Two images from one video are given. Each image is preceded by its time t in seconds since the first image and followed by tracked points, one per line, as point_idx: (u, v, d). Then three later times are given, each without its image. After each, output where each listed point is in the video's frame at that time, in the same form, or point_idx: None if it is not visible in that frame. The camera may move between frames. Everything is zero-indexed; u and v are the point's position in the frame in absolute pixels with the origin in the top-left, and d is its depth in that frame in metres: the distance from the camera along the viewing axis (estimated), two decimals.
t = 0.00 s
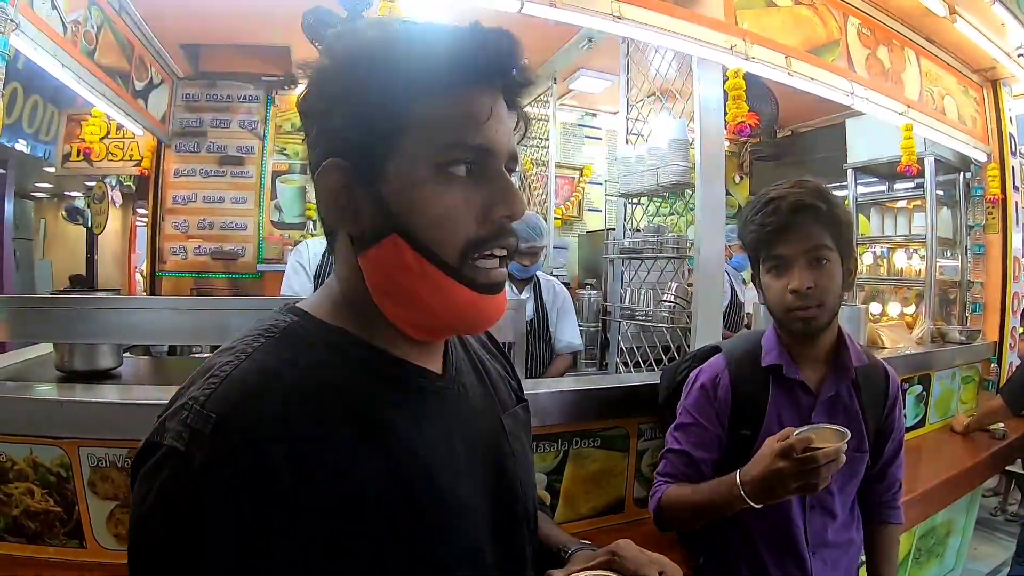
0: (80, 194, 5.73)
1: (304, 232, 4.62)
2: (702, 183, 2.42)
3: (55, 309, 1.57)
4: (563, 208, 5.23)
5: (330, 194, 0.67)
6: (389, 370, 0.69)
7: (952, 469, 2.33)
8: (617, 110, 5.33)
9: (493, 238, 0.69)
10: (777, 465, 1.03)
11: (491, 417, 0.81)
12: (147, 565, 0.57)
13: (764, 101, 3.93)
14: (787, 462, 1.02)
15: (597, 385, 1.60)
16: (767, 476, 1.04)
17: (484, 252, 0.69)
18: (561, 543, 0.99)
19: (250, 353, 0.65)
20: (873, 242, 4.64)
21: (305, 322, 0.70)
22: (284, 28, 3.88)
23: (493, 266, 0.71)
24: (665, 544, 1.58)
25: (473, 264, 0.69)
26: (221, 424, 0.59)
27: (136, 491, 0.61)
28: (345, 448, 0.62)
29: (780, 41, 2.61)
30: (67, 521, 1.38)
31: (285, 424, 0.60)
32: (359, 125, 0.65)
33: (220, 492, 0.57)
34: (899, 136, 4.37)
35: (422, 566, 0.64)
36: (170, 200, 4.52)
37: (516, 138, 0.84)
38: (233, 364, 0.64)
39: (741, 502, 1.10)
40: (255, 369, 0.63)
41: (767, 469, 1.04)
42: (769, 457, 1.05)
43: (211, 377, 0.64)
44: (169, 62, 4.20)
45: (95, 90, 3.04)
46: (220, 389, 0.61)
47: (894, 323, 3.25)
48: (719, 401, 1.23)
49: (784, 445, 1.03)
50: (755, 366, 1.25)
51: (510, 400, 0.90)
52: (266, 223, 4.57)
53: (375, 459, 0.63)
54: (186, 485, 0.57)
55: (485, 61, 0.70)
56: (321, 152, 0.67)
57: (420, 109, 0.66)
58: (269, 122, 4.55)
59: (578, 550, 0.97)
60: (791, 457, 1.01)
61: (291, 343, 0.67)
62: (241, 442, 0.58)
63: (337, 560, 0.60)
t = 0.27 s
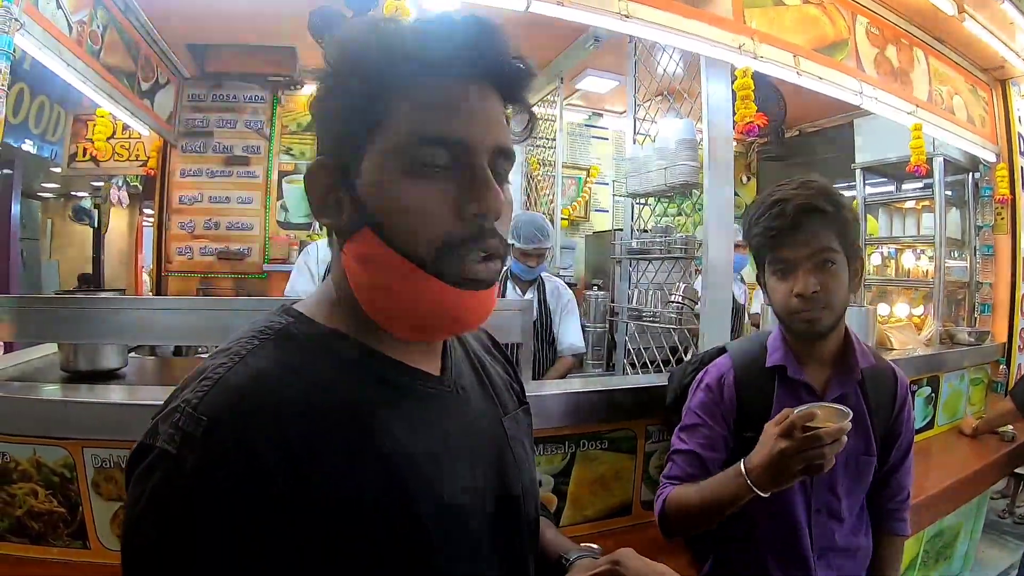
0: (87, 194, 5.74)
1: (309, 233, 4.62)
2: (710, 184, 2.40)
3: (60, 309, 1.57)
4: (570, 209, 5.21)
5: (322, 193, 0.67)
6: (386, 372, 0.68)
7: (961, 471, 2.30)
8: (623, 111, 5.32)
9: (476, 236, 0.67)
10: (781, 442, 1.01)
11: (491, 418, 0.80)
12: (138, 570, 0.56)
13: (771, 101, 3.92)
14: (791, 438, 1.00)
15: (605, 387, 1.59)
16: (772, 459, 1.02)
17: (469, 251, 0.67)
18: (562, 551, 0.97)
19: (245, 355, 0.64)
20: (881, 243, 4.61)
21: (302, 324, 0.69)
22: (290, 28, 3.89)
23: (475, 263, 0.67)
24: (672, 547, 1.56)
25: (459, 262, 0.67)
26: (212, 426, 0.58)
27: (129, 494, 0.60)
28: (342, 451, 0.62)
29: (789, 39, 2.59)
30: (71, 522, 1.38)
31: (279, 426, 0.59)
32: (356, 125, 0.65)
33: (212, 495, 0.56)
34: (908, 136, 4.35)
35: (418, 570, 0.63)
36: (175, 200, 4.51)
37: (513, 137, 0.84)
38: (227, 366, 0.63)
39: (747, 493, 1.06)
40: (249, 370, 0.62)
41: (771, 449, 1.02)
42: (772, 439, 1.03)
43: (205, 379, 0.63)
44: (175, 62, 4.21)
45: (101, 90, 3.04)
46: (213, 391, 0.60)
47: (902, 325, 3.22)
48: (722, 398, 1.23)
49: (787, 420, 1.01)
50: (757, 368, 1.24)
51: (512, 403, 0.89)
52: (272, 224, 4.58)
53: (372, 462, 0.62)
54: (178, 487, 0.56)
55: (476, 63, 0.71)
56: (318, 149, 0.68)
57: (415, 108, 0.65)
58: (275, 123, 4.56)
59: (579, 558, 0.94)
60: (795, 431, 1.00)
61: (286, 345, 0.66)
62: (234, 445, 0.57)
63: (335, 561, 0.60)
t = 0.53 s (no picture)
0: (94, 194, 5.76)
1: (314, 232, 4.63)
2: (716, 183, 2.39)
3: (66, 308, 1.57)
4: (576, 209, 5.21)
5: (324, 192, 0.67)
6: (390, 372, 0.67)
7: (969, 472, 2.29)
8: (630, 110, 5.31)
9: (436, 236, 0.65)
10: (799, 408, 1.02)
11: (500, 418, 0.79)
12: (148, 566, 0.56)
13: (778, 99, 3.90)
14: (810, 404, 1.01)
15: (614, 387, 1.58)
16: (792, 426, 1.02)
17: (430, 251, 0.65)
18: (568, 553, 0.96)
19: (254, 352, 0.64)
20: (887, 242, 4.59)
21: (310, 323, 0.69)
22: (295, 28, 3.89)
23: (428, 268, 0.65)
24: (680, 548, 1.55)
25: (417, 265, 0.65)
26: (221, 423, 0.57)
27: (140, 490, 0.60)
28: (350, 450, 0.61)
29: (796, 38, 2.58)
30: (77, 522, 1.38)
31: (288, 423, 0.59)
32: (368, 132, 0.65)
33: (221, 492, 0.56)
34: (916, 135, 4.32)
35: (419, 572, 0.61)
36: (181, 200, 4.53)
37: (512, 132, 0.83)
38: (237, 363, 0.63)
39: (769, 470, 1.04)
40: (257, 367, 0.62)
41: (790, 416, 1.03)
42: (790, 409, 1.03)
43: (215, 376, 0.63)
44: (181, 62, 4.22)
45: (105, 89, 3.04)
46: (223, 388, 0.60)
47: (909, 325, 3.21)
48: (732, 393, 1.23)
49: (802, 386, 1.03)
50: (762, 367, 1.23)
51: (520, 403, 0.89)
52: (277, 223, 4.58)
53: (379, 463, 0.62)
54: (187, 484, 0.56)
55: (486, 68, 0.72)
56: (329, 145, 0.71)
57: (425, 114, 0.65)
58: (280, 122, 4.57)
59: (587, 560, 0.93)
60: (813, 396, 1.01)
61: (297, 344, 0.66)
62: (240, 441, 0.57)
63: (335, 560, 0.59)
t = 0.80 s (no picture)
0: (97, 193, 5.76)
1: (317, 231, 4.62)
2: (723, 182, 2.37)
3: (66, 308, 1.56)
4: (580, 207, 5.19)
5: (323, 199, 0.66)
6: (390, 381, 0.66)
7: (976, 474, 2.27)
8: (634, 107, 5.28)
9: (445, 253, 0.64)
10: (820, 389, 1.01)
11: (502, 425, 0.78)
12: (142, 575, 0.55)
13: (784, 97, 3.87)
14: (830, 385, 1.00)
15: (619, 389, 1.57)
16: (815, 409, 1.00)
17: (439, 266, 0.65)
18: (572, 561, 0.95)
19: (253, 358, 0.63)
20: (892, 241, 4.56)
21: (310, 327, 0.67)
22: (297, 25, 3.87)
23: (445, 282, 0.65)
24: (686, 552, 1.54)
25: (425, 282, 0.65)
26: (218, 429, 0.56)
27: (138, 494, 0.59)
28: (349, 457, 0.60)
29: (803, 34, 2.55)
30: (76, 526, 1.37)
31: (288, 431, 0.58)
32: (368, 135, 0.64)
33: (217, 499, 0.54)
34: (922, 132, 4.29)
35: None
36: (183, 198, 4.52)
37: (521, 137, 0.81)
38: (236, 368, 0.62)
39: (793, 458, 1.01)
40: (256, 373, 0.60)
41: (811, 399, 1.01)
42: (811, 392, 1.02)
43: (213, 381, 0.61)
44: (183, 60, 4.20)
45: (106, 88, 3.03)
46: (220, 394, 0.58)
47: (915, 325, 3.18)
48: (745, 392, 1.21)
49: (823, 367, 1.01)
50: (769, 373, 1.21)
51: (523, 410, 0.87)
52: (279, 222, 4.57)
53: (379, 472, 0.60)
54: (184, 490, 0.54)
55: (493, 75, 0.70)
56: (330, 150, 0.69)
57: (429, 117, 0.63)
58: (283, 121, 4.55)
59: (590, 568, 0.92)
60: (833, 376, 1.00)
61: (297, 349, 0.64)
62: (239, 444, 0.56)
63: (335, 560, 0.58)
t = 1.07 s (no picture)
0: (97, 190, 5.76)
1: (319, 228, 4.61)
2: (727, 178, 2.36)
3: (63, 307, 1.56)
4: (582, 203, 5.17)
5: (328, 195, 0.64)
6: (391, 380, 0.64)
7: (981, 472, 2.25)
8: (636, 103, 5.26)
9: (488, 251, 0.64)
10: (836, 368, 0.99)
11: (503, 426, 0.77)
12: None
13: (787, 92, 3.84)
14: (847, 363, 0.98)
15: (621, 388, 1.55)
16: (834, 389, 0.99)
17: (479, 263, 0.64)
18: (573, 561, 0.94)
19: (250, 358, 0.62)
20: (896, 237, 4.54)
21: (308, 327, 0.66)
22: (297, 21, 3.85)
23: (490, 274, 0.65)
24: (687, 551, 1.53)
25: (456, 278, 0.64)
26: (214, 431, 0.55)
27: (134, 498, 0.58)
28: (347, 459, 0.59)
29: (808, 28, 2.53)
30: (73, 525, 1.37)
31: (286, 433, 0.57)
32: (364, 129, 0.62)
33: (212, 503, 0.53)
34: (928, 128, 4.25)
35: None
36: (184, 195, 4.51)
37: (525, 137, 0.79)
38: (232, 370, 0.61)
39: (813, 440, 1.00)
40: (253, 373, 0.60)
41: (828, 378, 1.00)
42: (827, 373, 1.00)
43: (210, 383, 0.60)
44: (183, 57, 4.19)
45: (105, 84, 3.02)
46: (217, 395, 0.58)
47: (920, 322, 3.16)
48: (753, 388, 1.19)
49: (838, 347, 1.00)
50: (776, 370, 1.20)
51: (524, 409, 0.86)
52: (280, 219, 4.56)
53: (377, 473, 0.59)
54: (179, 494, 0.53)
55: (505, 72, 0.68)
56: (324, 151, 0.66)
57: (425, 110, 0.61)
58: (283, 117, 4.54)
59: (590, 569, 0.91)
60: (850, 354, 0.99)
61: (295, 349, 0.63)
62: (236, 445, 0.55)
63: (334, 562, 0.57)
